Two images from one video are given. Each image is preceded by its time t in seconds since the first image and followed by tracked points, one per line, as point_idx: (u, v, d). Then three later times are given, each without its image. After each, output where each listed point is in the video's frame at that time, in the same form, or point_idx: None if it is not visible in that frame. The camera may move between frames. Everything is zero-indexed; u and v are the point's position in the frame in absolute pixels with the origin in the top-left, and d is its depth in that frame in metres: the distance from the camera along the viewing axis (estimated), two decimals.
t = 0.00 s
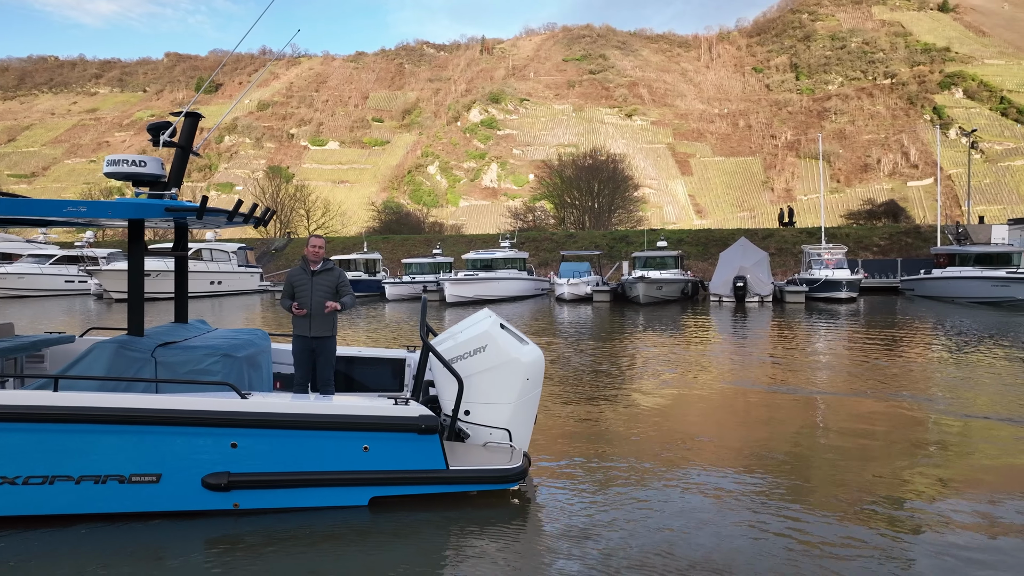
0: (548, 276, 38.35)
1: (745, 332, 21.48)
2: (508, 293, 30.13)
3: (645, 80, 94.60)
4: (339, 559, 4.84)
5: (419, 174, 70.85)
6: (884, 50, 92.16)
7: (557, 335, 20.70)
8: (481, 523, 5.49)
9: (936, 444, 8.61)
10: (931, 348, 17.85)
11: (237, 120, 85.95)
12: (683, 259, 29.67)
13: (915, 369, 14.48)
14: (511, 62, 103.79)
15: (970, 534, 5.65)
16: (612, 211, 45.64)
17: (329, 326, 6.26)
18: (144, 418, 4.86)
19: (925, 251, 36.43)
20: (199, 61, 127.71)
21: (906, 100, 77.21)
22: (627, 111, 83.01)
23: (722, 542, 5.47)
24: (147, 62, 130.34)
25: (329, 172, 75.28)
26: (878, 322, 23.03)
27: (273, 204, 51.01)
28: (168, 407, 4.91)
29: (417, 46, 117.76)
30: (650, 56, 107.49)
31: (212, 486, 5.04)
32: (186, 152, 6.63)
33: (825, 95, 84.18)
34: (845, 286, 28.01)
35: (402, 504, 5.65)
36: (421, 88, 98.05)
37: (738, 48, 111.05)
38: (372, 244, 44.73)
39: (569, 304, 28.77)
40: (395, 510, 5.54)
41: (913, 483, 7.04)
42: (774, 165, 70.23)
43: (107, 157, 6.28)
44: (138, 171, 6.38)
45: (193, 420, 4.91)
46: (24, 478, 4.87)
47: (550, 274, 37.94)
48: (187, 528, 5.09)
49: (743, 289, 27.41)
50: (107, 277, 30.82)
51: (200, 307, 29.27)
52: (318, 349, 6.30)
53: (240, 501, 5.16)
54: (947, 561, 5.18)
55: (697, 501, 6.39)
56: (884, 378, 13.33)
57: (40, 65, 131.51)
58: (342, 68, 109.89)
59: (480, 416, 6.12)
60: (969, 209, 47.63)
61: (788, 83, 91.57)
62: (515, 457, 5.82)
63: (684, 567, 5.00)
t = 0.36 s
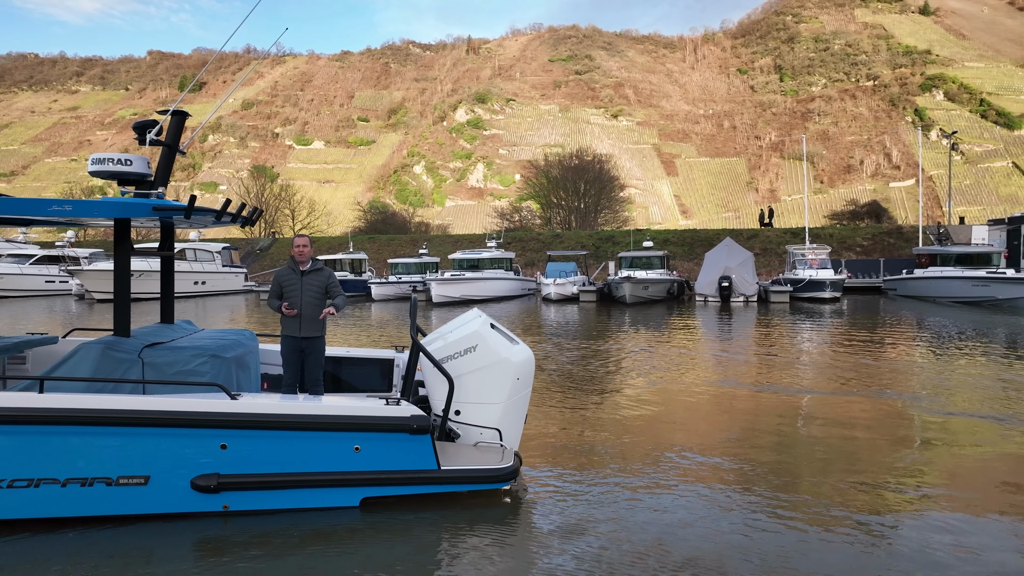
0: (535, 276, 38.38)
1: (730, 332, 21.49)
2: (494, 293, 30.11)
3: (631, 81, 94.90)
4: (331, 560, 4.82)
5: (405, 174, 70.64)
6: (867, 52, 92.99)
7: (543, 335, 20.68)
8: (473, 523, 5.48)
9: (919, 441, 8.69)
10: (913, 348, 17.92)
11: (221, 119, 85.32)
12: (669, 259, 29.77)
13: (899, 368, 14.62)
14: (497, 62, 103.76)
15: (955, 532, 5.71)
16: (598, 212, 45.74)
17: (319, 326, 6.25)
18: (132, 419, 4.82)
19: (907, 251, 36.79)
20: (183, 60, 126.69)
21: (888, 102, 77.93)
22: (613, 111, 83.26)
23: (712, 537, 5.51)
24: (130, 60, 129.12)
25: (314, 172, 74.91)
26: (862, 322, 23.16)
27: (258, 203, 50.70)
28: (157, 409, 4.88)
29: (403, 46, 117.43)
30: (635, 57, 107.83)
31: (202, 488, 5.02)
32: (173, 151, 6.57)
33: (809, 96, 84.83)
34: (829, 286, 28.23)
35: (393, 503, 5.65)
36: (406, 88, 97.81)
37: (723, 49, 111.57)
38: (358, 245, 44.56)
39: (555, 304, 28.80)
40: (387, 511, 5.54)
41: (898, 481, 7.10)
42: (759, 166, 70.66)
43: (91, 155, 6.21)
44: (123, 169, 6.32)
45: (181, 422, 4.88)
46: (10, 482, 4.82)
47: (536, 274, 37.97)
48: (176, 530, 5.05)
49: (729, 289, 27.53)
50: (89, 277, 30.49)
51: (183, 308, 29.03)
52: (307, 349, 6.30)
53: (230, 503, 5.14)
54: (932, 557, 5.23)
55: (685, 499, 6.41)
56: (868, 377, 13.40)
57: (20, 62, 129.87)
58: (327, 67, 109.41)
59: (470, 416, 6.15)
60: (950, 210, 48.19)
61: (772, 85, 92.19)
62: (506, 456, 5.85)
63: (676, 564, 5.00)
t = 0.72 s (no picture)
0: (524, 277, 38.40)
1: (718, 332, 21.54)
2: (483, 293, 30.13)
3: (619, 81, 95.16)
4: (327, 562, 4.81)
5: (393, 174, 70.43)
6: (853, 54, 93.69)
7: (532, 335, 20.70)
8: (470, 523, 5.49)
9: (904, 439, 8.79)
10: (898, 347, 17.99)
11: (207, 118, 84.81)
12: (657, 259, 29.88)
13: (883, 367, 14.80)
14: (485, 62, 103.71)
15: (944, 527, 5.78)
16: (586, 212, 45.85)
17: (312, 326, 6.27)
18: (124, 421, 4.81)
19: (893, 252, 37.12)
20: (168, 58, 125.81)
21: (873, 103, 78.54)
22: (601, 111, 83.48)
23: (702, 533, 5.56)
24: (115, 58, 128.05)
25: (301, 171, 74.59)
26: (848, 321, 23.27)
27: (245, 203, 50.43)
28: (149, 412, 4.86)
29: (391, 45, 117.17)
30: (623, 58, 108.11)
31: (195, 490, 5.00)
32: (163, 149, 6.52)
33: (795, 97, 85.39)
34: (816, 286, 28.42)
35: (389, 505, 5.63)
36: (394, 87, 97.61)
37: (710, 50, 112.04)
38: (346, 244, 44.43)
39: (544, 304, 28.85)
40: (381, 512, 5.52)
41: (885, 478, 7.19)
42: (746, 166, 71.02)
43: (81, 154, 6.17)
44: (114, 168, 6.29)
45: (175, 422, 4.86)
46: (2, 485, 4.79)
47: (525, 274, 38.03)
48: (168, 534, 5.00)
49: (717, 289, 27.67)
50: (73, 278, 30.22)
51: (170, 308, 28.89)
52: (301, 350, 6.31)
53: (224, 504, 5.11)
54: (922, 553, 5.28)
55: (678, 497, 6.46)
56: (853, 376, 13.51)
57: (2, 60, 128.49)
58: (314, 66, 109.01)
59: (464, 416, 6.19)
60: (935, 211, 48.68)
61: (759, 86, 92.71)
62: (501, 457, 5.90)
63: (671, 562, 5.02)
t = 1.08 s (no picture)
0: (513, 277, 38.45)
1: (708, 332, 21.57)
2: (473, 294, 30.11)
3: (607, 82, 95.37)
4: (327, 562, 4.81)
5: (382, 174, 70.23)
6: (839, 56, 94.37)
7: (522, 335, 20.72)
8: (471, 522, 5.52)
9: (891, 438, 8.90)
10: (885, 347, 18.05)
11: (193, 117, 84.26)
12: (647, 260, 29.97)
13: (870, 366, 14.92)
14: (474, 62, 103.64)
15: (936, 525, 5.85)
16: (576, 212, 45.93)
17: (308, 326, 6.28)
18: (121, 422, 4.78)
19: (880, 252, 37.41)
20: (154, 57, 124.94)
21: (859, 104, 79.10)
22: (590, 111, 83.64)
23: (698, 532, 5.60)
24: (100, 56, 126.95)
25: (289, 171, 74.24)
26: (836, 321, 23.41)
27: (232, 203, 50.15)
28: (146, 413, 4.82)
29: (380, 45, 116.90)
30: (612, 58, 108.34)
31: (194, 491, 4.97)
32: (158, 148, 6.48)
33: (783, 98, 85.91)
34: (804, 286, 28.60)
35: (388, 505, 5.64)
36: (383, 87, 97.36)
37: (698, 51, 112.48)
38: (335, 244, 44.25)
39: (534, 305, 28.86)
40: (380, 513, 5.53)
41: (875, 475, 7.26)
42: (734, 167, 71.35)
43: (74, 153, 6.11)
44: (108, 168, 6.24)
45: (176, 423, 4.85)
46: None
47: (515, 274, 38.02)
48: (166, 536, 4.97)
49: (706, 289, 27.80)
50: (59, 278, 29.95)
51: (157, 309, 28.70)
52: (299, 350, 6.32)
53: (223, 507, 5.08)
54: (918, 552, 5.34)
55: (673, 496, 6.47)
56: (839, 375, 13.63)
57: None
58: (302, 65, 108.55)
59: (462, 416, 6.22)
60: (921, 212, 49.12)
61: (747, 87, 93.22)
62: (499, 457, 5.94)
63: (672, 561, 5.06)
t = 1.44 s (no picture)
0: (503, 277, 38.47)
1: (697, 332, 21.64)
2: (463, 294, 30.10)
3: (596, 82, 95.58)
4: (329, 563, 4.80)
5: (370, 174, 70.02)
6: (825, 57, 95.05)
7: (512, 335, 20.75)
8: (473, 523, 5.53)
9: (881, 435, 8.98)
10: (871, 347, 18.11)
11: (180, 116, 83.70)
12: (636, 260, 30.07)
13: (857, 365, 15.02)
14: (463, 62, 103.51)
15: (932, 524, 5.90)
16: (565, 212, 45.99)
17: (306, 327, 6.26)
18: (118, 425, 4.73)
19: (867, 252, 37.70)
20: (140, 55, 123.98)
21: (845, 106, 79.66)
22: (578, 112, 83.77)
23: (698, 531, 5.63)
24: (84, 54, 125.79)
25: (277, 171, 73.88)
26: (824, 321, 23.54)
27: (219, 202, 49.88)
28: (145, 414, 4.79)
29: (368, 45, 116.60)
30: (600, 59, 108.53)
31: (196, 493, 4.94)
32: (154, 148, 6.42)
33: (770, 99, 86.45)
34: (792, 286, 28.78)
35: (390, 506, 5.65)
36: (371, 87, 97.08)
37: (686, 52, 112.93)
38: (324, 244, 44.07)
39: (524, 305, 28.89)
40: (382, 514, 5.53)
41: (866, 473, 7.32)
42: (721, 168, 71.67)
43: (70, 153, 6.04)
44: (104, 167, 6.19)
45: (176, 425, 4.82)
46: None
47: (505, 273, 38.04)
48: (169, 538, 4.96)
49: (695, 289, 27.92)
50: (45, 279, 29.69)
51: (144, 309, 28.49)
52: (298, 351, 6.30)
53: (224, 508, 5.05)
54: (915, 550, 5.38)
55: (670, 495, 6.50)
56: (826, 374, 13.71)
57: None
58: (290, 64, 108.07)
59: (462, 416, 6.22)
60: (906, 213, 49.57)
61: (734, 88, 93.71)
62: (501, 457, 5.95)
63: (674, 560, 5.10)
